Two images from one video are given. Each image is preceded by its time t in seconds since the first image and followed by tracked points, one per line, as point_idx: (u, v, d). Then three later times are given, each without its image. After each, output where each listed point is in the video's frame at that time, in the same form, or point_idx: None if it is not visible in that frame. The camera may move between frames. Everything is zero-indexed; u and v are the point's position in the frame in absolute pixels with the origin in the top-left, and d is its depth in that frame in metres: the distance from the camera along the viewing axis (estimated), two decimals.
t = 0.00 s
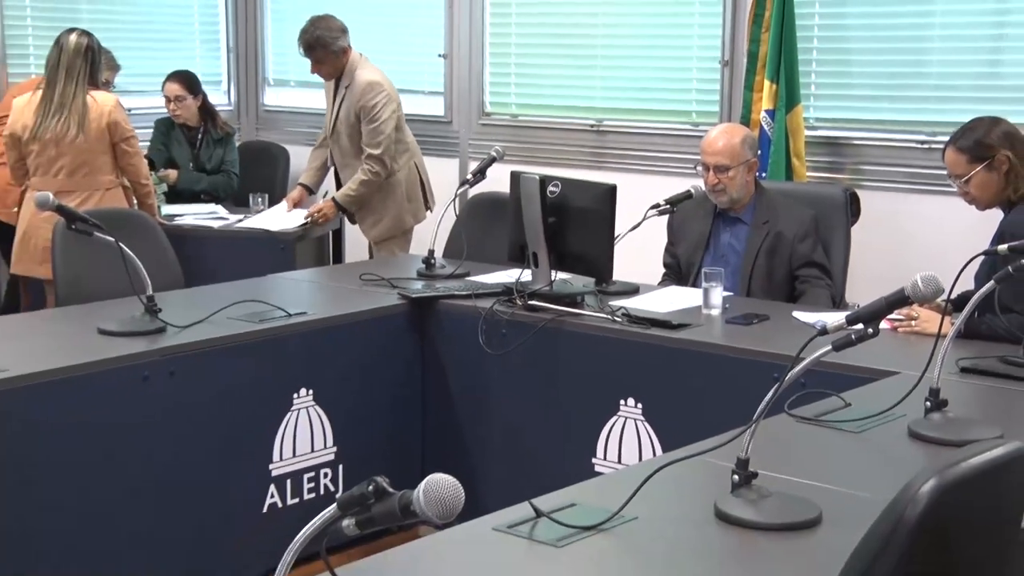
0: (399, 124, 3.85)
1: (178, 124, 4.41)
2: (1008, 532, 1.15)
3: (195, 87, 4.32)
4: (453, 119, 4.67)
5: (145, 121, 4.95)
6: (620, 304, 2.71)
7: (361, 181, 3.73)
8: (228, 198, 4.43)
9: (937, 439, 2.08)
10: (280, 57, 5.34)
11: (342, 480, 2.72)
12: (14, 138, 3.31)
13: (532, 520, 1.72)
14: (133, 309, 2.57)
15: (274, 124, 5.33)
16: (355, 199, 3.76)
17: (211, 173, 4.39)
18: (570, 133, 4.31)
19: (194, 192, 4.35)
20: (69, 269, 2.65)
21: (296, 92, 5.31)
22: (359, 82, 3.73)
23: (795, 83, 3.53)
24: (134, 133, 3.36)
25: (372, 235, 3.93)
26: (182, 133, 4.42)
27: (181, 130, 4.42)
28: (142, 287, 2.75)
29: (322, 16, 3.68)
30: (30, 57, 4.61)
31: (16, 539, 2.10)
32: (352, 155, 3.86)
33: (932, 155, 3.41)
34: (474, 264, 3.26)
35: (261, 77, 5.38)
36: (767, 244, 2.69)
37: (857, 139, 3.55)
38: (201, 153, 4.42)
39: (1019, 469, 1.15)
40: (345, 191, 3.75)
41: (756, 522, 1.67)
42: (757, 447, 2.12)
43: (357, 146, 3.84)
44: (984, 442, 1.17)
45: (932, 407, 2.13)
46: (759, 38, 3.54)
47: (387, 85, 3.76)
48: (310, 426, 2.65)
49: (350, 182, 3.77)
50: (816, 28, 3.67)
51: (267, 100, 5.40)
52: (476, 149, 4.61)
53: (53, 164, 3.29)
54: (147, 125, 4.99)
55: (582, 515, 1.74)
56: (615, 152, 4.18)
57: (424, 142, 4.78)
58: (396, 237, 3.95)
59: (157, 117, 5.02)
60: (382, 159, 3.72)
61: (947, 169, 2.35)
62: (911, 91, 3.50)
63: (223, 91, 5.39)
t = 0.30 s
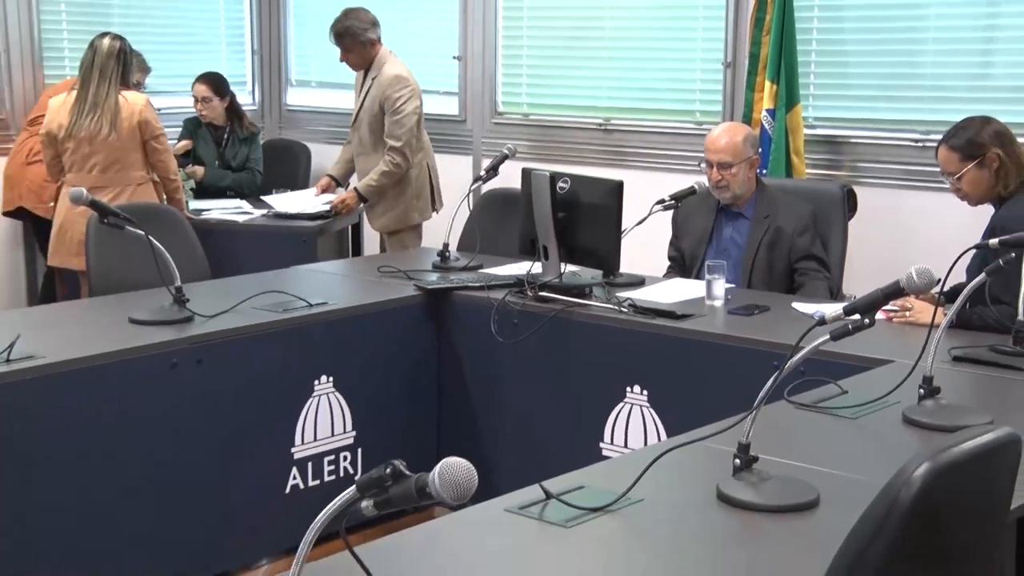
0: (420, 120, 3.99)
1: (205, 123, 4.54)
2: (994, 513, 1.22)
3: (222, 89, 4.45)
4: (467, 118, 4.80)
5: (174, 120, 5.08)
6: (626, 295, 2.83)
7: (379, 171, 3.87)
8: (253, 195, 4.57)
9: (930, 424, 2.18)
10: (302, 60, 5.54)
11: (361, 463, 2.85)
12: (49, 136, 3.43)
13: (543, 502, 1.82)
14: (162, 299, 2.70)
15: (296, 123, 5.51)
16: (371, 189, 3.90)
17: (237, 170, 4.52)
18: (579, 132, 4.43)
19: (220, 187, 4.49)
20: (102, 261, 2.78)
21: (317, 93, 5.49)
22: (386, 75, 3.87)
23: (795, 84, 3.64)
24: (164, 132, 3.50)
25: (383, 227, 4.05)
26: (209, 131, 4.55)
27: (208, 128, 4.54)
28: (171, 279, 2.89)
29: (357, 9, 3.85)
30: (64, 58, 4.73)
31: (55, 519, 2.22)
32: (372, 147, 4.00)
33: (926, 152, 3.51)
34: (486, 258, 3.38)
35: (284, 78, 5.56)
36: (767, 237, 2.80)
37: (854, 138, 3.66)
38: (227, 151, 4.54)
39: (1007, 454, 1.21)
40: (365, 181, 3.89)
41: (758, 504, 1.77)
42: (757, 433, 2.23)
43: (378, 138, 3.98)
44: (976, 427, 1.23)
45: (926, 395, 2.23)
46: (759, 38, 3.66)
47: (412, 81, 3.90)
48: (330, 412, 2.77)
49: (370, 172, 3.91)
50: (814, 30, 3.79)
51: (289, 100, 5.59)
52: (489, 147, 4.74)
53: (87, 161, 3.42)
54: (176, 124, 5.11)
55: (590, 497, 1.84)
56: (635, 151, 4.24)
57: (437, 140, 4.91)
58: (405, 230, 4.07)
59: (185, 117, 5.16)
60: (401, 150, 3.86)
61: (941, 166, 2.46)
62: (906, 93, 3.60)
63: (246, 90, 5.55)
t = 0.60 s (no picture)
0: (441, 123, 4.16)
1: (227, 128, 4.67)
2: (981, 502, 1.26)
3: (249, 94, 4.60)
4: (479, 121, 4.92)
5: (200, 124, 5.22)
6: (633, 291, 2.94)
7: (394, 166, 4.04)
8: (275, 195, 4.72)
9: (924, 415, 2.28)
10: (324, 64, 5.70)
11: (379, 451, 2.98)
12: (83, 137, 3.58)
13: (552, 487, 1.93)
14: (189, 294, 2.83)
15: (317, 125, 5.69)
16: (385, 182, 4.07)
17: (259, 171, 4.66)
18: (588, 134, 4.54)
19: (243, 187, 4.64)
20: (133, 258, 2.92)
21: (337, 97, 5.68)
22: (411, 76, 4.05)
23: (795, 88, 3.75)
24: (192, 135, 3.63)
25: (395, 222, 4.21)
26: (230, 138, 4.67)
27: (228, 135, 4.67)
28: (197, 275, 3.02)
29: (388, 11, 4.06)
30: (97, 64, 4.88)
31: (91, 501, 2.35)
32: (392, 145, 4.16)
33: (917, 155, 3.62)
34: (499, 254, 3.50)
35: (305, 81, 5.74)
36: (768, 235, 2.90)
37: (852, 141, 3.77)
38: (248, 155, 4.69)
39: (997, 443, 1.24)
40: (380, 173, 4.06)
41: (759, 490, 1.88)
42: (756, 422, 2.34)
43: (399, 136, 4.14)
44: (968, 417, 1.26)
45: (920, 386, 2.34)
46: (759, 43, 3.79)
47: (436, 84, 4.08)
48: (349, 401, 2.90)
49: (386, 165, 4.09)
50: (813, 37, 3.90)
51: (311, 104, 5.76)
52: (501, 149, 4.86)
53: (119, 161, 3.55)
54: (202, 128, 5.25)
55: (597, 484, 1.95)
56: (639, 152, 4.36)
57: (449, 141, 5.04)
58: (416, 228, 4.22)
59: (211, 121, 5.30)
60: (418, 149, 4.02)
61: (934, 166, 2.56)
62: (901, 99, 3.71)
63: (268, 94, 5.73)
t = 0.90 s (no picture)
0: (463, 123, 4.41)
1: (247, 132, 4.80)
2: (971, 491, 1.34)
3: (268, 97, 4.72)
4: (492, 122, 5.06)
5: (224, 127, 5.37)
6: (639, 286, 3.06)
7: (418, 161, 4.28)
8: (294, 192, 4.87)
9: (918, 406, 2.38)
10: (342, 69, 5.89)
11: (395, 439, 3.11)
12: (113, 138, 3.71)
13: (561, 475, 2.04)
14: (215, 289, 2.96)
15: (336, 128, 5.87)
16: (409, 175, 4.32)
17: (279, 170, 4.79)
18: (596, 135, 4.69)
19: (265, 184, 4.76)
20: (161, 255, 3.06)
21: (355, 101, 5.85)
22: (438, 78, 4.31)
23: (794, 92, 3.94)
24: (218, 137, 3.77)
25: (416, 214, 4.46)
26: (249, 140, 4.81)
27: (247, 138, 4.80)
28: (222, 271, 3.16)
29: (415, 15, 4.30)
30: (127, 69, 5.03)
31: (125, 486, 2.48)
32: (416, 142, 4.41)
33: (908, 157, 3.82)
34: (510, 251, 3.62)
35: (325, 86, 5.92)
36: (768, 233, 3.02)
37: (849, 142, 3.96)
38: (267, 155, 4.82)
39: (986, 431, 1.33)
40: (407, 168, 4.30)
41: (759, 477, 1.99)
42: (756, 412, 2.45)
43: (423, 134, 4.39)
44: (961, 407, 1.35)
45: (914, 378, 2.44)
46: (759, 49, 3.97)
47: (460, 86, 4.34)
48: (366, 392, 3.03)
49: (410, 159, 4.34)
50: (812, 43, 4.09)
51: (330, 108, 5.94)
52: (513, 150, 4.99)
53: (147, 162, 3.68)
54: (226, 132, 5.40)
55: (604, 471, 2.06)
56: (638, 153, 4.52)
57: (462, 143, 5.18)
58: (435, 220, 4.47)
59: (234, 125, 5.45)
60: (443, 145, 4.27)
61: (929, 167, 2.66)
62: (896, 101, 3.90)
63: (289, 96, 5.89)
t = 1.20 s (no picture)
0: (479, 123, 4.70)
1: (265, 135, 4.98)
2: (961, 481, 1.48)
3: (285, 102, 4.89)
4: (503, 125, 5.25)
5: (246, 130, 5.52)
6: (643, 282, 3.18)
7: (442, 159, 4.55)
8: (313, 192, 5.03)
9: (911, 397, 2.49)
10: (359, 72, 6.01)
11: (409, 428, 3.24)
12: (141, 140, 3.86)
13: (568, 462, 2.15)
14: (238, 285, 3.10)
15: (354, 130, 6.00)
16: (433, 173, 4.58)
17: (296, 170, 4.95)
18: (603, 138, 4.89)
19: (285, 184, 4.93)
20: (188, 252, 3.20)
21: (372, 104, 5.99)
22: (456, 81, 4.59)
23: (794, 96, 4.08)
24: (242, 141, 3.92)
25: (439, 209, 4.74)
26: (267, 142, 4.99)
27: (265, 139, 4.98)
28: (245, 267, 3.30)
29: (428, 23, 4.57)
30: (156, 76, 5.22)
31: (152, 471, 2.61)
32: (437, 142, 4.68)
33: (903, 158, 3.98)
34: (520, 248, 3.74)
35: (343, 89, 6.05)
36: (768, 232, 3.14)
37: (846, 144, 4.12)
38: (286, 156, 4.99)
39: (977, 423, 1.46)
40: (433, 167, 4.57)
41: (757, 465, 2.10)
42: (755, 403, 2.57)
43: (444, 135, 4.66)
44: (954, 399, 1.49)
45: (907, 371, 2.55)
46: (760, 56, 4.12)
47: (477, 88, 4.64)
48: (382, 383, 3.16)
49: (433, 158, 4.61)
50: (810, 50, 4.24)
51: (348, 111, 6.07)
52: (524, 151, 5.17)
53: (173, 163, 3.83)
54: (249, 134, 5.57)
55: (611, 459, 2.18)
56: (638, 152, 4.74)
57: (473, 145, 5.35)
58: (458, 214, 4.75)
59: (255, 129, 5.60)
60: (467, 144, 4.54)
61: (921, 168, 2.75)
62: (889, 105, 4.06)
63: (308, 100, 6.04)
